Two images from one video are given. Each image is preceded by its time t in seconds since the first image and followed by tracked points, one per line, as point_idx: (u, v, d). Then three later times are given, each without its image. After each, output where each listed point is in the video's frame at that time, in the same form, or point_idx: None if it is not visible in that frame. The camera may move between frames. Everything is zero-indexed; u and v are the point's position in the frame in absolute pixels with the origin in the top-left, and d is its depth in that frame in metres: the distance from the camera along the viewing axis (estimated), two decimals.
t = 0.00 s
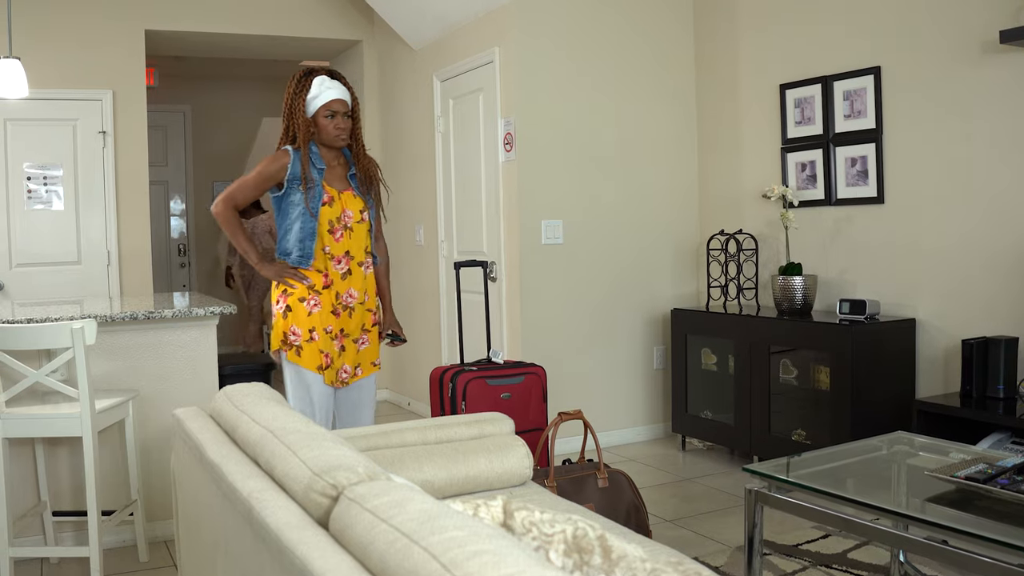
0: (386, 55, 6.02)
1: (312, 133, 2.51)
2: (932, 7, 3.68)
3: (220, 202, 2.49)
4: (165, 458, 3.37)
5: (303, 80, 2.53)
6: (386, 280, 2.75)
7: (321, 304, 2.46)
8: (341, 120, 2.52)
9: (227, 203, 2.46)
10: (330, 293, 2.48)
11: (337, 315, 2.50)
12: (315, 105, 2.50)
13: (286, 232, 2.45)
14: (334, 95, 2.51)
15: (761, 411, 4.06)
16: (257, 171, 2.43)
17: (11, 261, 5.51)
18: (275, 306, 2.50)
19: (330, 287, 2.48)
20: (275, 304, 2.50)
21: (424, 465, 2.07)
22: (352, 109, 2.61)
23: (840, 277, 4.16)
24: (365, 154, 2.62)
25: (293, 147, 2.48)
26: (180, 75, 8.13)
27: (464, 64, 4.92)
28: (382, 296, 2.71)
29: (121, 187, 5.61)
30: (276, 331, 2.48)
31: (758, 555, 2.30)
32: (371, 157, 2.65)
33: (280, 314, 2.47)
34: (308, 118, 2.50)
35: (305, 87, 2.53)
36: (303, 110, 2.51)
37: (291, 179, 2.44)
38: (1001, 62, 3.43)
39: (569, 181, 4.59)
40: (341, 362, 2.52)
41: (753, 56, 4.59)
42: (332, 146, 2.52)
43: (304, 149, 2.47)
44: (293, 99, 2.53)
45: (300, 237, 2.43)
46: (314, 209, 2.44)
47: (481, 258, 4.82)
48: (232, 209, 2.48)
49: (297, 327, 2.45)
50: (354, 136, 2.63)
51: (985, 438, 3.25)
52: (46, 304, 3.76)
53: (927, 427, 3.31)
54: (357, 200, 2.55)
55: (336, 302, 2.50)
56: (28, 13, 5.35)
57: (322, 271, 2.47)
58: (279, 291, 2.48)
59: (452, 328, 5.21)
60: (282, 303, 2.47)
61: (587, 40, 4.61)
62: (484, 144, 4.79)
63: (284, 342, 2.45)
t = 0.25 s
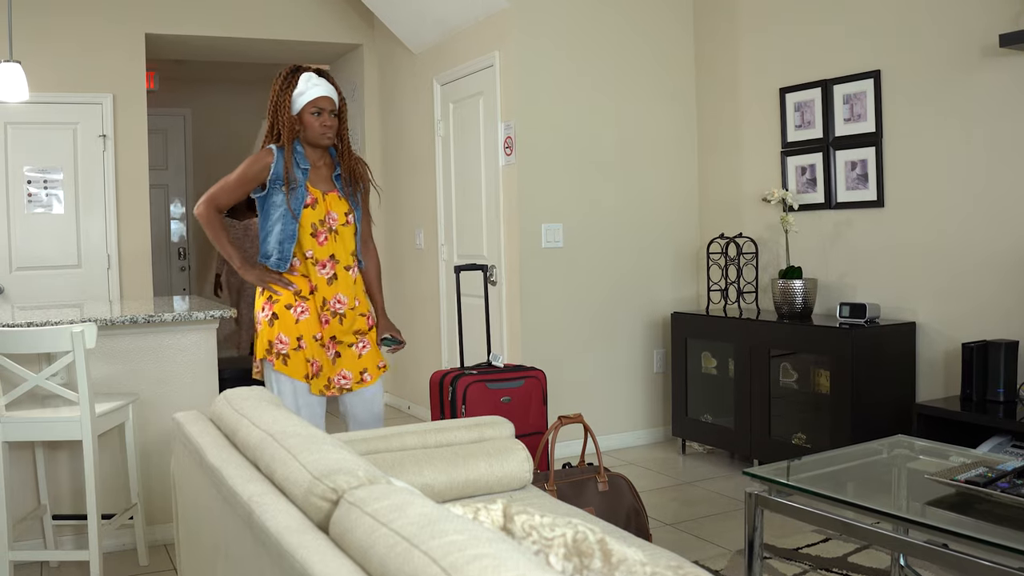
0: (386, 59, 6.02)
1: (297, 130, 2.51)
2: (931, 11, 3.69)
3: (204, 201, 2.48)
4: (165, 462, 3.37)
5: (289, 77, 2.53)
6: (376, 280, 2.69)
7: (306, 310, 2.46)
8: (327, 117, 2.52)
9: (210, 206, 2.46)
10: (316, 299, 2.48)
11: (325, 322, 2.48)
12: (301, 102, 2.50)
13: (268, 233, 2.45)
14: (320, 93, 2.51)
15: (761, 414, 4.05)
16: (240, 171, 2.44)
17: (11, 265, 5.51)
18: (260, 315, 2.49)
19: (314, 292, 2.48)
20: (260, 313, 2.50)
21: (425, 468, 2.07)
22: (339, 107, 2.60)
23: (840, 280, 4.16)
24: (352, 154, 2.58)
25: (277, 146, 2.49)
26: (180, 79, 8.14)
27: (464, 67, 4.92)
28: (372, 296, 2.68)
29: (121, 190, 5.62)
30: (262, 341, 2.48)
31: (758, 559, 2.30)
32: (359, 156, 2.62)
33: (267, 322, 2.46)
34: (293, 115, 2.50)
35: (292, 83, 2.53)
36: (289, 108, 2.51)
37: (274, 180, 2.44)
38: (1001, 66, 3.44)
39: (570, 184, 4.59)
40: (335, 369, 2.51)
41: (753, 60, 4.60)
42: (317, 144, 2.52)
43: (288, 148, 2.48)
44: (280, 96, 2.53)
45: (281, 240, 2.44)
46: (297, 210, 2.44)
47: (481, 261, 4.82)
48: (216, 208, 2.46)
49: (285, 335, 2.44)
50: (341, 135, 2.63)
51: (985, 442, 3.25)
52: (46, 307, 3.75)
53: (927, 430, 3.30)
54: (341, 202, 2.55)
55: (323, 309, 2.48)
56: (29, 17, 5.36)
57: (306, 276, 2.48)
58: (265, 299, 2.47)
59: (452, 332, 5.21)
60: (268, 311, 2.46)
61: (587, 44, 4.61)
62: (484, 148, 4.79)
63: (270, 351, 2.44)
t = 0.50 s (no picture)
0: (386, 61, 6.03)
1: (294, 127, 2.51)
2: (931, 14, 3.69)
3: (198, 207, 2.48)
4: (165, 464, 3.37)
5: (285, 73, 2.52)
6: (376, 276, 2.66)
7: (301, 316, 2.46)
8: (325, 113, 2.52)
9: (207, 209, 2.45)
10: (313, 304, 2.48)
11: (324, 327, 2.48)
12: (298, 97, 2.49)
13: (266, 234, 2.44)
14: (317, 88, 2.51)
15: (761, 417, 4.05)
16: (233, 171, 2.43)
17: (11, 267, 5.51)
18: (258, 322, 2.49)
19: (311, 297, 2.48)
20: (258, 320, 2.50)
21: (424, 471, 2.07)
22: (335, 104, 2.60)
23: (840, 283, 4.16)
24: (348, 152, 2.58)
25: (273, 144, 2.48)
26: (180, 81, 8.14)
27: (464, 70, 4.92)
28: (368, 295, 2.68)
29: (121, 193, 5.62)
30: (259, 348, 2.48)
31: (758, 562, 2.30)
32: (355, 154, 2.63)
33: (264, 330, 2.46)
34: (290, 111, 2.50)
35: (288, 77, 2.52)
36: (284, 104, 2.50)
37: (271, 179, 2.44)
38: (1000, 69, 3.44)
39: (570, 187, 4.60)
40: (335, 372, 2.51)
41: (753, 63, 4.60)
42: (314, 140, 2.52)
43: (285, 146, 2.47)
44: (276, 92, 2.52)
45: (280, 242, 2.43)
46: (295, 210, 2.44)
47: (481, 264, 4.82)
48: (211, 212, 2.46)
49: (283, 342, 2.45)
50: (337, 133, 2.63)
51: (985, 444, 3.25)
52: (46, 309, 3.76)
53: (928, 433, 3.30)
54: (337, 202, 2.54)
55: (321, 313, 2.49)
56: (29, 19, 5.36)
57: (303, 281, 2.48)
58: (263, 306, 2.47)
59: (452, 335, 5.21)
60: (265, 318, 2.46)
61: (587, 47, 4.62)
62: (484, 150, 4.80)
63: (268, 360, 2.45)
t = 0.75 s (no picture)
0: (385, 63, 6.03)
1: (298, 128, 2.38)
2: (931, 16, 3.69)
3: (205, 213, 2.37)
4: (165, 466, 3.37)
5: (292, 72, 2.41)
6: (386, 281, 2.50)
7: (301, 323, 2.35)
8: (332, 114, 2.39)
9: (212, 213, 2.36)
10: (312, 310, 2.35)
11: (324, 334, 2.35)
12: (304, 97, 2.37)
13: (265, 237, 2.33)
14: (323, 87, 2.38)
15: (761, 418, 4.05)
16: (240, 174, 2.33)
17: (10, 269, 5.51)
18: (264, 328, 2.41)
19: (310, 304, 2.35)
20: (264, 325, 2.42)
21: (424, 473, 2.07)
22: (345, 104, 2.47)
23: (839, 284, 4.16)
24: (354, 153, 2.44)
25: (275, 145, 2.37)
26: (180, 83, 8.15)
27: (464, 72, 4.92)
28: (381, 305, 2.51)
29: (121, 194, 5.62)
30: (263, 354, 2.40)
31: (758, 563, 2.30)
32: (362, 156, 2.48)
33: (269, 337, 2.38)
34: (294, 111, 2.37)
35: (294, 77, 2.40)
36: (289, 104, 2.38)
37: (270, 181, 2.33)
38: (1000, 70, 3.44)
39: (570, 189, 4.60)
40: (333, 383, 2.38)
41: (753, 64, 4.60)
42: (320, 141, 2.39)
43: (286, 146, 2.36)
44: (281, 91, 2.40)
45: (275, 244, 2.32)
46: (291, 213, 2.32)
47: (480, 265, 4.82)
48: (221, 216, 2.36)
49: (285, 350, 2.36)
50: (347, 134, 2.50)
51: (985, 445, 3.25)
52: (45, 311, 3.76)
53: (928, 434, 3.30)
54: (341, 204, 2.40)
55: (320, 320, 2.36)
56: (30, 21, 5.36)
57: (304, 287, 2.36)
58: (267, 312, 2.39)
59: (452, 336, 5.21)
60: (269, 326, 2.38)
61: (586, 48, 4.62)
62: (484, 152, 4.80)
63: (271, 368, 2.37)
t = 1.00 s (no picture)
0: (385, 64, 6.03)
1: (316, 123, 2.28)
2: (931, 17, 3.69)
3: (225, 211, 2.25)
4: (164, 467, 3.37)
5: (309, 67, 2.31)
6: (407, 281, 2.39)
7: (321, 325, 2.24)
8: (352, 107, 2.30)
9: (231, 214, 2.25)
10: (332, 310, 2.25)
11: (345, 333, 2.25)
12: (322, 90, 2.27)
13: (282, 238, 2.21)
14: (342, 80, 2.29)
15: (761, 420, 4.05)
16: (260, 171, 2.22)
17: (10, 270, 5.51)
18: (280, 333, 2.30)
19: (330, 304, 2.24)
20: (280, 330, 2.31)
21: (424, 474, 2.07)
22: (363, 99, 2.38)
23: (839, 286, 4.16)
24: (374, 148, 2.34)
25: (291, 141, 2.26)
26: (180, 84, 8.15)
27: (464, 73, 4.93)
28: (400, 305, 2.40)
29: (121, 195, 5.62)
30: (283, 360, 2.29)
31: (758, 565, 2.30)
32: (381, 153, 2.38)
33: (288, 342, 2.27)
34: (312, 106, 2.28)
35: (311, 71, 2.30)
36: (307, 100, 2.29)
37: (286, 177, 2.22)
38: (999, 71, 3.45)
39: (570, 190, 4.60)
40: (353, 387, 2.28)
41: (752, 66, 4.61)
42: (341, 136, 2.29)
43: (302, 142, 2.25)
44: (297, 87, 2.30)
45: (292, 242, 2.20)
46: (308, 210, 2.20)
47: (480, 266, 4.82)
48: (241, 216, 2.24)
49: (305, 355, 2.24)
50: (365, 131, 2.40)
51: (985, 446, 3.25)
52: (45, 313, 3.76)
53: (927, 435, 3.30)
54: (361, 200, 2.29)
55: (340, 319, 2.25)
56: (29, 22, 5.36)
57: (323, 286, 2.24)
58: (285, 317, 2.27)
59: (452, 337, 5.21)
60: (288, 330, 2.27)
61: (585, 48, 4.62)
62: (484, 153, 4.80)
63: (291, 375, 2.25)
